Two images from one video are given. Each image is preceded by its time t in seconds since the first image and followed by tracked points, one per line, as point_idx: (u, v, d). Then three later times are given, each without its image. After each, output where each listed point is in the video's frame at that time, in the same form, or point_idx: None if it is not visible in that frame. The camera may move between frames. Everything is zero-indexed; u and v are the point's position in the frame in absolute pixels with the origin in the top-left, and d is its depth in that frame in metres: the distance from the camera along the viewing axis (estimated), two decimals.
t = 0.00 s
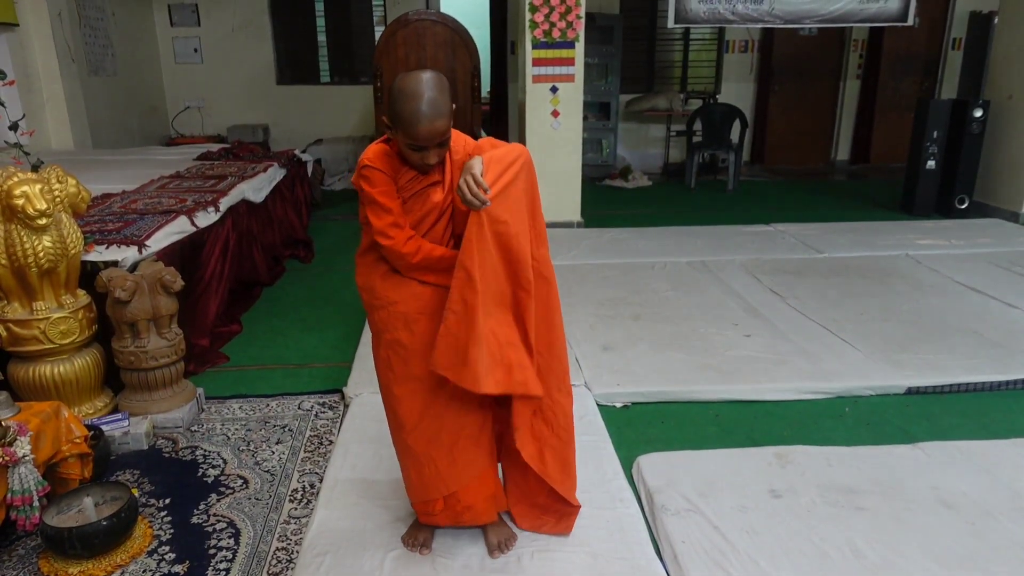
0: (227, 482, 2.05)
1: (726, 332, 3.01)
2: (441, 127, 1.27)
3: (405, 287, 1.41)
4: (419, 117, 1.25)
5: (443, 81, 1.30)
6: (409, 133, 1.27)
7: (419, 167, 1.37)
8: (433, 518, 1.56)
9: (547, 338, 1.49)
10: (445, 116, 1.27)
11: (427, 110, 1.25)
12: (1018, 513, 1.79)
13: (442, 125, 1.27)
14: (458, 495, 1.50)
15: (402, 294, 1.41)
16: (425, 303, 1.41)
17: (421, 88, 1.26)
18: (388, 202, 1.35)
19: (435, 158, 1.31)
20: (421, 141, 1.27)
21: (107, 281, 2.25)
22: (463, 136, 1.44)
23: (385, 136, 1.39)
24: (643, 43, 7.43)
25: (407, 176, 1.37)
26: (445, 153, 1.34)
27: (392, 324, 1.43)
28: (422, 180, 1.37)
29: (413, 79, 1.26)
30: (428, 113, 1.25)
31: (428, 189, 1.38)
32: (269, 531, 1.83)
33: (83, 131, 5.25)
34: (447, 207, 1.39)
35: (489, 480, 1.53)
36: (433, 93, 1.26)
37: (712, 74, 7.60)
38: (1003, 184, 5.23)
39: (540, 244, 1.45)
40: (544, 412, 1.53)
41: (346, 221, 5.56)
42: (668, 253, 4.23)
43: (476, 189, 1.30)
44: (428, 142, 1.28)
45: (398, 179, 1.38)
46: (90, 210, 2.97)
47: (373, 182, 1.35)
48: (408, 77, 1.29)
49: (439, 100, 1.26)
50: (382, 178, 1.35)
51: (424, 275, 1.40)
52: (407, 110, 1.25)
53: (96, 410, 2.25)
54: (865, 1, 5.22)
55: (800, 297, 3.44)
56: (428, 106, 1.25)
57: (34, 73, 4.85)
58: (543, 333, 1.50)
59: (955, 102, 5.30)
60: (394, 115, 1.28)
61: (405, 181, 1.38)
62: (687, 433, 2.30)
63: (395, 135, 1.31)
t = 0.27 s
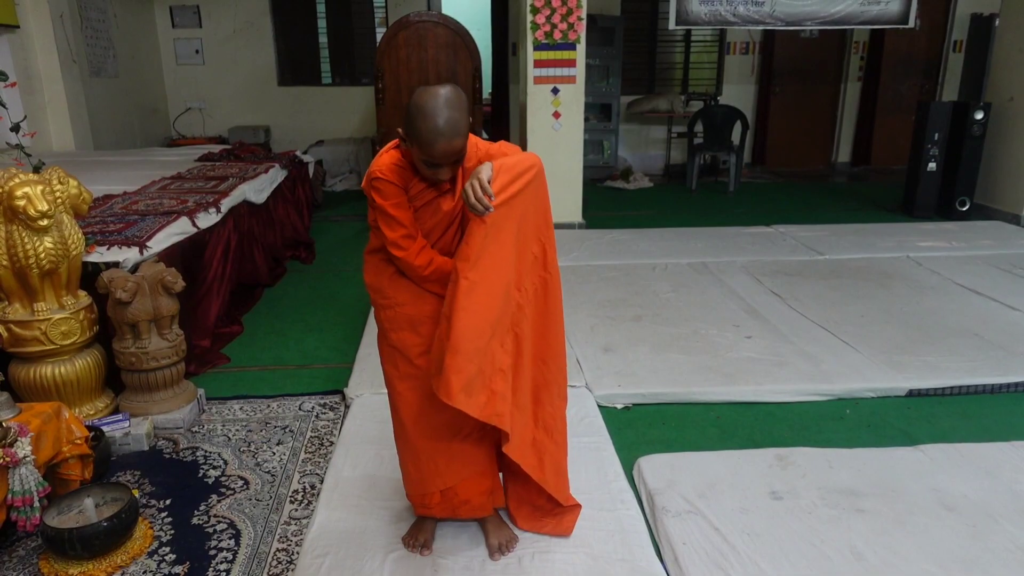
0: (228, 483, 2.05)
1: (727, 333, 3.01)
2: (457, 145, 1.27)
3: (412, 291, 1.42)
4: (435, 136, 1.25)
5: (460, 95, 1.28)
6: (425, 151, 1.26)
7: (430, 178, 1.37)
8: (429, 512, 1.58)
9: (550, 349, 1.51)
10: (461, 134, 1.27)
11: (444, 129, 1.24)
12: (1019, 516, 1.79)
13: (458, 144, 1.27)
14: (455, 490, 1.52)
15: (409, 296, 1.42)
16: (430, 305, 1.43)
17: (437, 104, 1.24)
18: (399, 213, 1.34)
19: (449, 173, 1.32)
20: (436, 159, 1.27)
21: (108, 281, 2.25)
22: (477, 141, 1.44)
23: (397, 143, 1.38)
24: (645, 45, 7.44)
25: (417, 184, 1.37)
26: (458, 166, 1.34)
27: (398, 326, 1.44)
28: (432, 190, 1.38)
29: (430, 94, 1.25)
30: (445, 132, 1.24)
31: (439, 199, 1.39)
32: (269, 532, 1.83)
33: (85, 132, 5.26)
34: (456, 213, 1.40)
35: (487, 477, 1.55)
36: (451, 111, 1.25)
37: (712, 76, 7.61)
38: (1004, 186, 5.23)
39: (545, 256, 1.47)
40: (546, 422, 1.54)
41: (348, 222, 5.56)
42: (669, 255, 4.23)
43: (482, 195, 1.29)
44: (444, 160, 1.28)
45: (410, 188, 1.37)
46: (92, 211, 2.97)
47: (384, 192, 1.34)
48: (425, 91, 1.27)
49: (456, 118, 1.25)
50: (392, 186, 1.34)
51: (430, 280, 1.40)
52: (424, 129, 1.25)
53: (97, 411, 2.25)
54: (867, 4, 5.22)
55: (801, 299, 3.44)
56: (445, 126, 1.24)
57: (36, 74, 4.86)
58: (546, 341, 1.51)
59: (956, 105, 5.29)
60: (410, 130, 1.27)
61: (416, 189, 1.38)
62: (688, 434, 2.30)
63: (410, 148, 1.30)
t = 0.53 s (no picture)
0: (230, 484, 2.05)
1: (729, 334, 3.01)
2: (460, 166, 1.27)
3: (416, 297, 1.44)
4: (439, 156, 1.25)
5: (467, 112, 1.28)
6: (427, 167, 1.27)
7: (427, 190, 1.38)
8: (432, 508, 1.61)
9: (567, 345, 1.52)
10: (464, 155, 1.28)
11: (448, 150, 1.25)
12: (1021, 516, 1.79)
13: (462, 166, 1.28)
14: (458, 485, 1.57)
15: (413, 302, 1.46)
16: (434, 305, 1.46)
17: (443, 123, 1.24)
18: (380, 227, 1.37)
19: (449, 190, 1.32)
20: (438, 177, 1.28)
21: (110, 282, 2.25)
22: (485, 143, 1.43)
23: (403, 150, 1.38)
24: (646, 45, 7.44)
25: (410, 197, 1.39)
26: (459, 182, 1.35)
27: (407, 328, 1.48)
28: (428, 201, 1.41)
29: (436, 111, 1.25)
30: (448, 152, 1.25)
31: (439, 209, 1.41)
32: (271, 533, 1.83)
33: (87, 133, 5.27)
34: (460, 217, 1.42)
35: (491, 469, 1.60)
36: (456, 133, 1.25)
37: (714, 76, 7.60)
38: (1006, 186, 5.22)
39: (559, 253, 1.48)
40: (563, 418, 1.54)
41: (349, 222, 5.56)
42: (670, 256, 4.23)
43: (511, 204, 1.30)
44: (446, 178, 1.29)
45: (403, 201, 1.39)
46: (94, 212, 2.98)
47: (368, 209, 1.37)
48: (433, 107, 1.27)
49: (460, 138, 1.26)
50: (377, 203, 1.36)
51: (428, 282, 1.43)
52: (429, 147, 1.25)
53: (99, 412, 2.26)
54: (868, 4, 5.22)
55: (803, 299, 3.44)
56: (450, 148, 1.25)
57: (38, 75, 4.86)
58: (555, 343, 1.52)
59: (958, 105, 5.29)
60: (414, 144, 1.27)
61: (409, 201, 1.39)
62: (689, 435, 2.30)
63: (414, 161, 1.31)
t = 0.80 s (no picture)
0: (231, 486, 2.05)
1: (730, 335, 3.01)
2: (457, 173, 1.27)
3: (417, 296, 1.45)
4: (436, 162, 1.25)
5: (467, 118, 1.29)
6: (426, 172, 1.27)
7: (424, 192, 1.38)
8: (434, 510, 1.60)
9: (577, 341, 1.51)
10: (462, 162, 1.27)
11: (446, 157, 1.25)
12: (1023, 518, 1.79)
13: (459, 173, 1.28)
14: (461, 485, 1.57)
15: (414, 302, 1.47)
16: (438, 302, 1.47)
17: (442, 128, 1.25)
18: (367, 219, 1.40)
19: (449, 195, 1.32)
20: (437, 182, 1.28)
21: (112, 284, 2.25)
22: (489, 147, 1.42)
23: (402, 156, 1.38)
24: (648, 46, 7.44)
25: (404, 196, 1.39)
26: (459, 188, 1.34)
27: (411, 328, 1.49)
28: (425, 202, 1.41)
29: (436, 117, 1.25)
30: (446, 157, 1.25)
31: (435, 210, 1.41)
32: (273, 534, 1.83)
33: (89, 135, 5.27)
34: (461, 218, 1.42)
35: (492, 468, 1.60)
36: (454, 140, 1.25)
37: (715, 77, 7.60)
38: (1009, 187, 5.21)
39: (570, 249, 1.46)
40: (576, 414, 1.52)
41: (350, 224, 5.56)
42: (672, 257, 4.23)
43: (539, 211, 1.30)
44: (444, 183, 1.28)
45: (397, 203, 1.40)
46: (96, 213, 2.98)
47: (356, 209, 1.40)
48: (433, 113, 1.27)
49: (459, 144, 1.26)
50: (366, 202, 1.38)
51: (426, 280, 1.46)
52: (427, 153, 1.25)
53: (101, 413, 2.26)
54: (870, 5, 5.22)
55: (804, 300, 3.44)
56: (448, 155, 1.25)
57: (40, 77, 4.87)
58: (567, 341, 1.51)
59: (960, 105, 5.28)
60: (414, 149, 1.28)
61: (403, 201, 1.40)
62: (691, 436, 2.29)
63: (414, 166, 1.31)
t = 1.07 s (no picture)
0: (232, 487, 2.05)
1: (731, 336, 3.01)
2: (453, 164, 1.28)
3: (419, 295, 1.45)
4: (432, 154, 1.26)
5: (461, 111, 1.29)
6: (421, 165, 1.28)
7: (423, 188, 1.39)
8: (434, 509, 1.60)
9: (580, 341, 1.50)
10: (457, 153, 1.28)
11: (440, 149, 1.26)
12: None
13: (455, 164, 1.28)
14: (461, 485, 1.57)
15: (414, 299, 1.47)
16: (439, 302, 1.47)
17: (437, 120, 1.26)
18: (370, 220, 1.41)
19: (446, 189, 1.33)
20: (432, 174, 1.29)
21: (113, 285, 2.26)
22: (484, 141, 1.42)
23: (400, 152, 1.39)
24: (649, 47, 7.45)
25: (404, 195, 1.40)
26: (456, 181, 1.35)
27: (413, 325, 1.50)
28: (424, 200, 1.41)
29: (431, 109, 1.26)
30: (441, 148, 1.26)
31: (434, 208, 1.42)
32: (273, 535, 1.83)
33: (90, 137, 5.28)
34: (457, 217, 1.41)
35: (493, 468, 1.60)
36: (449, 132, 1.26)
37: (715, 78, 7.61)
38: (1010, 188, 5.21)
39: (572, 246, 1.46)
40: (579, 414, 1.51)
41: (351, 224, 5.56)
42: (672, 258, 4.23)
43: (538, 205, 1.33)
44: (440, 175, 1.29)
45: (396, 201, 1.41)
46: (97, 214, 2.98)
47: (357, 211, 1.40)
48: (427, 105, 1.28)
49: (454, 136, 1.26)
50: (368, 201, 1.39)
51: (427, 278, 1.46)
52: (421, 145, 1.26)
53: (102, 414, 2.26)
54: (871, 6, 5.22)
55: (805, 301, 3.43)
56: (442, 145, 1.26)
57: (42, 79, 4.88)
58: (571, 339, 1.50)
59: (961, 106, 5.27)
60: (409, 142, 1.28)
61: (403, 199, 1.40)
62: (692, 437, 2.29)
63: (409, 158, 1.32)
